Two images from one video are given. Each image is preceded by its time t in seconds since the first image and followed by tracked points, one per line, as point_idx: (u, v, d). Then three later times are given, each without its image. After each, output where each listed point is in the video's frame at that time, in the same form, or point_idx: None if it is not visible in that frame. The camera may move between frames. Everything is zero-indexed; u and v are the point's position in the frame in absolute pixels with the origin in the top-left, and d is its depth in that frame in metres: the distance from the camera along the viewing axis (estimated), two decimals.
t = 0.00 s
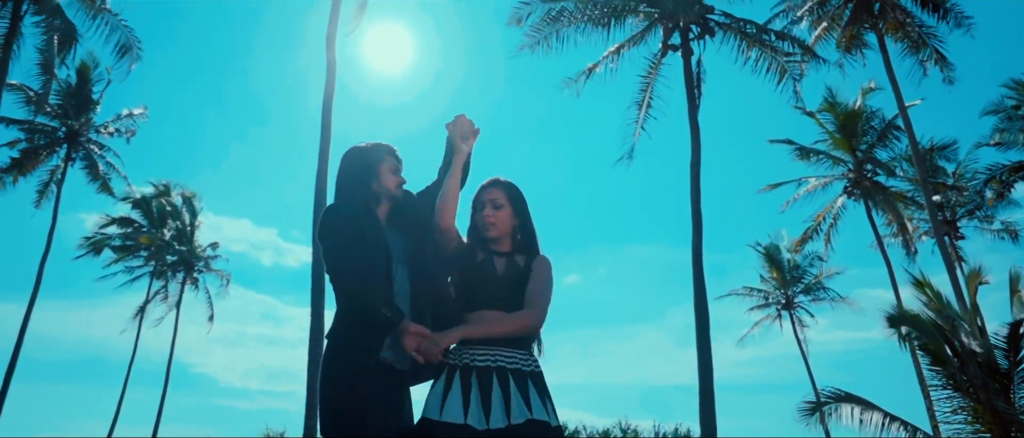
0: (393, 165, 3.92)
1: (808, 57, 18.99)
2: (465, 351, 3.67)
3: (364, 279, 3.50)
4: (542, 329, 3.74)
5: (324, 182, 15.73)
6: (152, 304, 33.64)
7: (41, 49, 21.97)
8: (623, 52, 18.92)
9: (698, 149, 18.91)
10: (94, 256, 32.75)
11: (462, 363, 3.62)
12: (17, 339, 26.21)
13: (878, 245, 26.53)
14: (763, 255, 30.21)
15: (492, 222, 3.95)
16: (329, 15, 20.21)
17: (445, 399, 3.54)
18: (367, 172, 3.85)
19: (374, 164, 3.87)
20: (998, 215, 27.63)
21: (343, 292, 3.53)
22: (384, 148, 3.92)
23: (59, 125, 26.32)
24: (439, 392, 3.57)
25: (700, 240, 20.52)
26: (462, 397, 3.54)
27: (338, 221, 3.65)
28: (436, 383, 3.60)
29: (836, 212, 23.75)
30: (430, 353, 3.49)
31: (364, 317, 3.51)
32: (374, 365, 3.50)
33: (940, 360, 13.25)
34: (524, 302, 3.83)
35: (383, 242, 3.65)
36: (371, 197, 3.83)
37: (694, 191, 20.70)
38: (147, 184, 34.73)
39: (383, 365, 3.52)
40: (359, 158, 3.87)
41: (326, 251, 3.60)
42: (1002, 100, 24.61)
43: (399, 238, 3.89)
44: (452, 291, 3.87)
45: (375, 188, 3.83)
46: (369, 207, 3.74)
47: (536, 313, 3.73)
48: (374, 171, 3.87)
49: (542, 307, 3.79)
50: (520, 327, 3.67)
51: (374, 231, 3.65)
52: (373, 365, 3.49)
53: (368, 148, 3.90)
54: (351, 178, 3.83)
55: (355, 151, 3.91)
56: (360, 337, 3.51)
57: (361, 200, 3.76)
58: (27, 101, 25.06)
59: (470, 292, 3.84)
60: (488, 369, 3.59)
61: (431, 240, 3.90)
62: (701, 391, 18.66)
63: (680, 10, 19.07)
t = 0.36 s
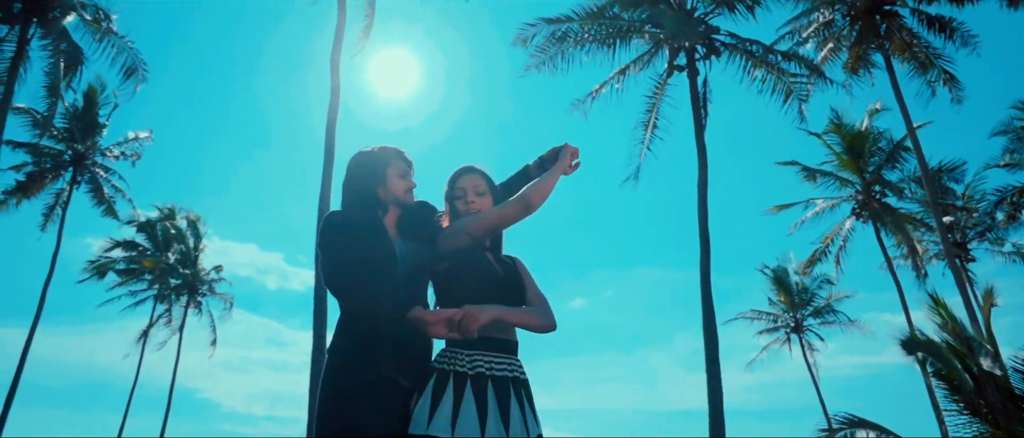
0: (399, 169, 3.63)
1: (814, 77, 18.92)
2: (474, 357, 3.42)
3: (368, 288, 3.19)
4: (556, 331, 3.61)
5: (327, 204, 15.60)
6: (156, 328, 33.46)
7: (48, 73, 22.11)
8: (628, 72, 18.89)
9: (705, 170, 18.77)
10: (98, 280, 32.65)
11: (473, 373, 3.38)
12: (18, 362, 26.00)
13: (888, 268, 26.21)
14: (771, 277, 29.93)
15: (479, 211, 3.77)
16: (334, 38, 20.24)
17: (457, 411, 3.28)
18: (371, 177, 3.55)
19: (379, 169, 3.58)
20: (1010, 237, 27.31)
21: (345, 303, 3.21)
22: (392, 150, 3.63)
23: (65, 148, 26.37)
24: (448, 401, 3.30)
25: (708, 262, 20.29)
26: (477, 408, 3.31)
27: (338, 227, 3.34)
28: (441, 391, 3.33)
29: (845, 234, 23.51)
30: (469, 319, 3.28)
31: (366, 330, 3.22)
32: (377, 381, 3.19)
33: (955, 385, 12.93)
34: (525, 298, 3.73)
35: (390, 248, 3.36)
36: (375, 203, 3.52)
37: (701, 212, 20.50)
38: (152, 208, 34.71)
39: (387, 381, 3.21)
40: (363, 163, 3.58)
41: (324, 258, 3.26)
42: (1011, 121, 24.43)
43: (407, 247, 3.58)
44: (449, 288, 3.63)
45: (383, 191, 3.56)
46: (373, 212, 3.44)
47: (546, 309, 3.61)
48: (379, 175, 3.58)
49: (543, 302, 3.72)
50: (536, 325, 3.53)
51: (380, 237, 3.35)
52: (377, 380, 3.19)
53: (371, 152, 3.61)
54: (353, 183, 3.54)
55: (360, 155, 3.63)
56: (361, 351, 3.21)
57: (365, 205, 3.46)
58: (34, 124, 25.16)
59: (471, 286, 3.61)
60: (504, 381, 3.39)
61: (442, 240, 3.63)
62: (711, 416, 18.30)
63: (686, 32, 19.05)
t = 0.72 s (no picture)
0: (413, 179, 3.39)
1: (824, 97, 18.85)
2: (482, 368, 3.20)
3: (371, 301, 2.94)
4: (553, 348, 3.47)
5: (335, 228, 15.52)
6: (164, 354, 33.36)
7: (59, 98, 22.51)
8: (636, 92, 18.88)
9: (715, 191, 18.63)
10: (107, 305, 32.64)
11: (483, 384, 3.14)
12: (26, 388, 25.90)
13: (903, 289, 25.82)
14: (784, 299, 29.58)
15: (476, 210, 3.48)
16: (342, 62, 20.33)
17: (472, 423, 3.05)
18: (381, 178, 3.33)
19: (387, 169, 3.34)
20: None
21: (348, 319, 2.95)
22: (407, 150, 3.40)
23: (75, 174, 26.50)
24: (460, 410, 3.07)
25: (719, 284, 20.04)
26: (493, 422, 3.09)
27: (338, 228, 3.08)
28: (451, 405, 3.08)
29: (857, 255, 23.19)
30: (486, 327, 3.08)
31: (368, 344, 2.94)
32: (376, 400, 2.92)
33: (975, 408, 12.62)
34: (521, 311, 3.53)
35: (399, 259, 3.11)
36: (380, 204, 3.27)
37: (711, 233, 20.30)
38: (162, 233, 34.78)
39: (385, 398, 2.95)
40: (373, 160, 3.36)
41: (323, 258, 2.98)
42: None
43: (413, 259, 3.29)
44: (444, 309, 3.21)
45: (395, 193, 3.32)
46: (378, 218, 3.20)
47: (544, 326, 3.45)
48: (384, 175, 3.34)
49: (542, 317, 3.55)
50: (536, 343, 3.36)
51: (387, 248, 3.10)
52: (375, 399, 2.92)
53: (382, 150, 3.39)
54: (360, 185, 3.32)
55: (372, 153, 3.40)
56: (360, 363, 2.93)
57: (371, 211, 3.22)
58: (45, 149, 25.34)
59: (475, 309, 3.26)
60: (516, 393, 3.22)
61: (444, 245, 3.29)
62: None
63: (694, 51, 19.06)
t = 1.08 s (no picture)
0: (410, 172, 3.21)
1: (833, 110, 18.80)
2: (467, 377, 2.97)
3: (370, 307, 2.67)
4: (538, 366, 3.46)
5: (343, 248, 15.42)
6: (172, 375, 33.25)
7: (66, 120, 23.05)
8: (643, 108, 18.84)
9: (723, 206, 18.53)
10: (115, 327, 32.59)
11: (470, 390, 2.92)
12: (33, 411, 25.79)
13: (916, 305, 25.45)
14: (795, 316, 29.28)
15: (466, 206, 3.44)
16: (348, 81, 20.34)
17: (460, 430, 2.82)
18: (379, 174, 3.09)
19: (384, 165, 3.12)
20: None
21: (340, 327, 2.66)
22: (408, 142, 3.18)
23: (84, 195, 26.57)
24: (446, 417, 2.83)
25: (730, 302, 19.84)
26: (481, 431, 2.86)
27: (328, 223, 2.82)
28: (435, 414, 2.83)
29: (869, 271, 22.89)
30: (469, 351, 2.96)
31: (360, 353, 2.68)
32: (369, 407, 2.68)
33: (995, 427, 12.33)
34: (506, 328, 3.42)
35: (389, 258, 2.86)
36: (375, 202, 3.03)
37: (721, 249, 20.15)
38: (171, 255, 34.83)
39: (380, 410, 2.71)
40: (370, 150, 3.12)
41: (317, 257, 2.73)
42: None
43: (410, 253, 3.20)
44: (416, 322, 2.98)
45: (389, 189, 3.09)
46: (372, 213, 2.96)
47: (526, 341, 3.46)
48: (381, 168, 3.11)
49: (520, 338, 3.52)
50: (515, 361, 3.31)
51: (380, 249, 2.84)
52: (366, 412, 2.66)
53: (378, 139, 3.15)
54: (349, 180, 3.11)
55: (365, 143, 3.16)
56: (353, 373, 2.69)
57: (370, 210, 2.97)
58: (54, 171, 25.45)
59: (455, 328, 2.98)
60: (503, 403, 3.00)
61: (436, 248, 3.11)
62: None
63: (701, 67, 19.03)
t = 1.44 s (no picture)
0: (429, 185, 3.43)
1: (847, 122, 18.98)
2: (454, 378, 2.93)
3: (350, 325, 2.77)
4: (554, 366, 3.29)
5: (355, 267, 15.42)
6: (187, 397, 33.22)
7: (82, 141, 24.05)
8: (656, 123, 18.88)
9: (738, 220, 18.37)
10: (131, 348, 32.66)
11: (455, 389, 2.88)
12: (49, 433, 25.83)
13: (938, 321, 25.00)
14: (814, 333, 28.86)
15: (468, 205, 3.42)
16: (361, 99, 20.40)
17: (443, 431, 2.77)
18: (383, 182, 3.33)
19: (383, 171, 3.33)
20: None
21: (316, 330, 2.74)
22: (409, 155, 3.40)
23: (100, 216, 26.75)
24: (428, 418, 2.80)
25: (748, 318, 19.57)
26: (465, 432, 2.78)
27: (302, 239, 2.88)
28: (417, 413, 2.82)
29: (889, 286, 22.54)
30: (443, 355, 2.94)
31: (337, 356, 2.74)
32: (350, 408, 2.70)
33: None
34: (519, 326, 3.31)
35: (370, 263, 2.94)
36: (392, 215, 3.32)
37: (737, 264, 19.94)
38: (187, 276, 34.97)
39: (368, 422, 2.75)
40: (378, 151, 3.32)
41: (283, 279, 2.77)
42: None
43: (392, 258, 3.36)
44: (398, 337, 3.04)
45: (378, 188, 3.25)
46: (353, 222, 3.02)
47: (543, 341, 3.30)
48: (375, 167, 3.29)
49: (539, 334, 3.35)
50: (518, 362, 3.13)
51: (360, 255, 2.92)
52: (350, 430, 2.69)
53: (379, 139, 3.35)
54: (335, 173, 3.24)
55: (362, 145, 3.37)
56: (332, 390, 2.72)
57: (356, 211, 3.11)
58: (71, 192, 25.71)
59: (434, 329, 3.00)
60: (495, 403, 2.91)
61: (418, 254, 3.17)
62: None
63: (713, 80, 19.00)
